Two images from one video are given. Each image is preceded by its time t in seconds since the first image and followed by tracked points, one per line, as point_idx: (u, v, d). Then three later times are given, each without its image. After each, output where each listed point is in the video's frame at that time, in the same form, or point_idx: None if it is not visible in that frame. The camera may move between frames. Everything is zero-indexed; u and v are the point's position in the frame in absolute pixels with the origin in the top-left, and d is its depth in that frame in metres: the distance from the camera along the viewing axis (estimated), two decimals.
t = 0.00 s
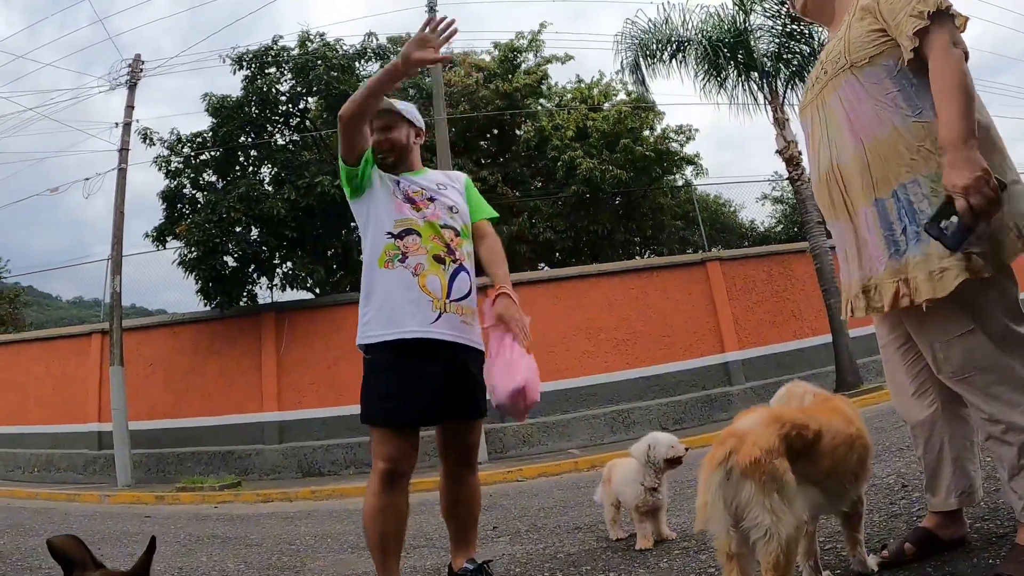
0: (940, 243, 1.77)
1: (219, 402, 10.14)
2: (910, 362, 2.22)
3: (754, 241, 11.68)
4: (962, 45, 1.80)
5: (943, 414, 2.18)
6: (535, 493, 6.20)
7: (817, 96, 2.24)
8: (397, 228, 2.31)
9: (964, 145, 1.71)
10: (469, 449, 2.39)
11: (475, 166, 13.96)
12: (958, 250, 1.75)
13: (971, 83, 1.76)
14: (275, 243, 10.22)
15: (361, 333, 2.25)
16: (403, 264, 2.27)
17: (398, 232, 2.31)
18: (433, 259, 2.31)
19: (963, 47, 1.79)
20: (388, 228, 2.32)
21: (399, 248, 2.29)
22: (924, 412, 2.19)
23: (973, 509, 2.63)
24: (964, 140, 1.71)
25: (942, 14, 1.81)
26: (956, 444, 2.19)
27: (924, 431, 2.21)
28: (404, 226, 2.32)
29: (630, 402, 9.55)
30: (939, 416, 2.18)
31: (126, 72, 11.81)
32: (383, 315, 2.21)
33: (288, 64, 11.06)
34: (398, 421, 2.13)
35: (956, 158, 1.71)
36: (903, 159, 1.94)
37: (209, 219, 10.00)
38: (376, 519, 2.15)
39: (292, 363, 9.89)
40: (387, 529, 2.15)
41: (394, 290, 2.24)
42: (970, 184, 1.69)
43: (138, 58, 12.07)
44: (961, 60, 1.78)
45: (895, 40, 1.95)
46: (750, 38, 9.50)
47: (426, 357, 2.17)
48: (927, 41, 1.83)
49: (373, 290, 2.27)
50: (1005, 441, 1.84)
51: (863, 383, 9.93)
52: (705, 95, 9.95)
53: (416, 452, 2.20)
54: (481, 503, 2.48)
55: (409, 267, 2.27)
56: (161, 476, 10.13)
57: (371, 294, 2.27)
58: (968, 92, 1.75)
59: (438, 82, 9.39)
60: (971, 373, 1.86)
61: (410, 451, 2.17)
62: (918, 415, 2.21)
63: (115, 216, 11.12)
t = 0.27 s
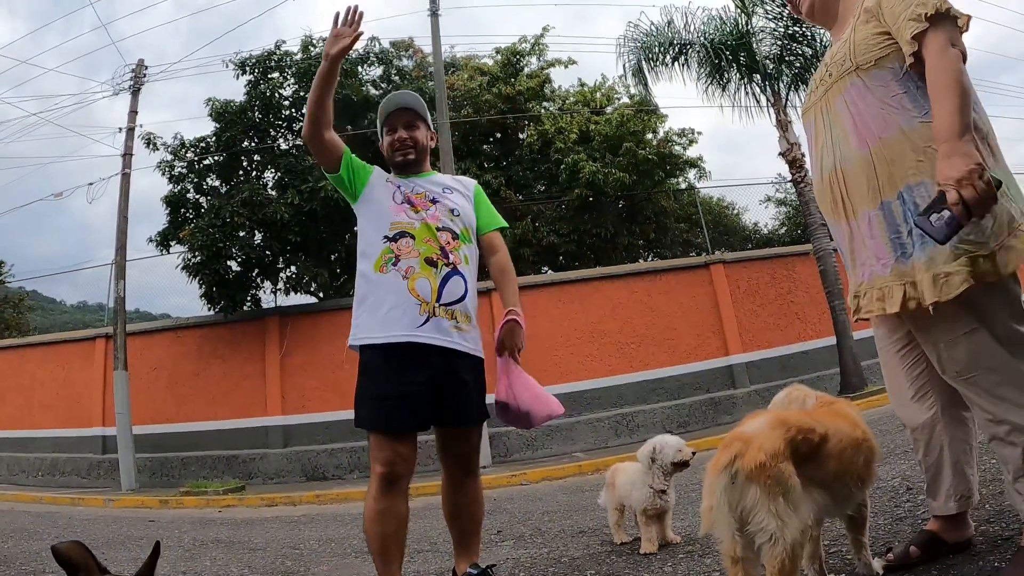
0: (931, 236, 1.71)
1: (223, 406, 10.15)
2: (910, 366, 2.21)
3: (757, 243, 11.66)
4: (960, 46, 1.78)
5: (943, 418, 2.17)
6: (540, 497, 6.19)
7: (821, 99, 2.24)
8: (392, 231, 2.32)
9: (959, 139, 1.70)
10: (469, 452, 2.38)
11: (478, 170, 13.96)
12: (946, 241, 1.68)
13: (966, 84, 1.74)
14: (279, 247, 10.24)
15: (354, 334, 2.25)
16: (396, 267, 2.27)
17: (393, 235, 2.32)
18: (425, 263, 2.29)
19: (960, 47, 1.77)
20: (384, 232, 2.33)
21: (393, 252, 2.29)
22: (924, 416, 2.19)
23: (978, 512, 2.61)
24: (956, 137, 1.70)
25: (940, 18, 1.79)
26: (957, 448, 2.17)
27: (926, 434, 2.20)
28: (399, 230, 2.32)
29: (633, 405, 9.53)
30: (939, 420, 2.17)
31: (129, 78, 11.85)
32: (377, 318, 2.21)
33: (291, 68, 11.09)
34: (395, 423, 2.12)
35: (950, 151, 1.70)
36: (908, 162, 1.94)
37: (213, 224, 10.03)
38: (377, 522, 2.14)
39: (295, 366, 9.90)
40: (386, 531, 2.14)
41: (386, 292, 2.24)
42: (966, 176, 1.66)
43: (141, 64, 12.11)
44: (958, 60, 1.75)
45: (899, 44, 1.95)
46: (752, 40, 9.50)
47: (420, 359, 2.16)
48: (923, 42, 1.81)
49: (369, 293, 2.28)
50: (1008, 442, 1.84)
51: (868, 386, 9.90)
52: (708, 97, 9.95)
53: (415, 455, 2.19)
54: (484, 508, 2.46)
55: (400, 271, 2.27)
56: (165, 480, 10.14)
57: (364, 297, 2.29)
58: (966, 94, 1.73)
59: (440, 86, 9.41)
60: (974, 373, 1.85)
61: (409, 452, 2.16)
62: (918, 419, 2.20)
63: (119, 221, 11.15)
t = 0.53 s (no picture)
0: (997, 254, 1.76)
1: (228, 411, 10.16)
2: (913, 372, 2.20)
3: (762, 246, 11.64)
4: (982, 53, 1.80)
5: (946, 424, 2.17)
6: (546, 502, 6.17)
7: (828, 99, 2.22)
8: (400, 238, 2.31)
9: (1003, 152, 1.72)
10: (474, 458, 2.38)
11: (483, 174, 13.98)
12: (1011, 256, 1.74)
13: (994, 93, 1.77)
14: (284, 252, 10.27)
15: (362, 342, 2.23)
16: (405, 274, 2.26)
17: (401, 242, 2.31)
18: (435, 268, 2.30)
19: (981, 53, 1.79)
20: (391, 238, 2.32)
21: (402, 259, 2.29)
22: (926, 422, 2.18)
23: (986, 517, 2.59)
24: (999, 149, 1.72)
25: (958, 25, 1.81)
26: (961, 453, 2.17)
27: (931, 438, 2.19)
28: (407, 235, 2.31)
29: (638, 408, 9.51)
30: (943, 425, 2.17)
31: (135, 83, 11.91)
32: (384, 325, 2.20)
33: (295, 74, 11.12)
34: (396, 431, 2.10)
35: (995, 165, 1.71)
36: (916, 164, 1.93)
37: (218, 229, 10.06)
38: (382, 528, 2.13)
39: (299, 371, 9.91)
40: (391, 536, 2.13)
41: (396, 299, 2.22)
42: (1017, 189, 1.69)
43: (147, 70, 12.18)
44: (983, 67, 1.77)
45: (910, 47, 1.94)
46: (756, 43, 9.50)
47: (423, 367, 2.15)
48: (943, 50, 1.83)
49: (375, 299, 2.26)
50: (1018, 445, 1.81)
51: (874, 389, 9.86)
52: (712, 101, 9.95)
53: (420, 460, 2.19)
54: (488, 516, 2.45)
55: (410, 277, 2.26)
56: (170, 485, 10.15)
57: (371, 304, 2.27)
58: (995, 103, 1.75)
59: (444, 90, 9.42)
60: (981, 379, 1.84)
61: (414, 458, 2.16)
62: (922, 425, 2.19)
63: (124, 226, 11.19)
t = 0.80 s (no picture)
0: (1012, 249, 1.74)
1: (229, 412, 10.16)
2: (912, 376, 2.20)
3: (763, 248, 11.64)
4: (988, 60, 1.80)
5: (946, 426, 2.16)
6: (547, 503, 6.17)
7: (833, 100, 2.21)
8: (410, 246, 2.29)
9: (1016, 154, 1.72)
10: (476, 458, 2.38)
11: (484, 175, 13.99)
12: None
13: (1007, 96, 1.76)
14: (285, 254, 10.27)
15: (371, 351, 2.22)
16: (417, 283, 2.25)
17: (410, 250, 2.29)
18: (447, 277, 2.31)
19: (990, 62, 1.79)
20: (400, 246, 2.30)
21: (412, 267, 2.27)
22: (926, 426, 2.18)
23: (987, 519, 2.59)
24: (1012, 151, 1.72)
25: (967, 34, 1.81)
26: (961, 455, 2.17)
27: (931, 441, 2.18)
28: (417, 244, 2.30)
29: (639, 410, 9.50)
30: (943, 427, 2.17)
31: (136, 85, 11.93)
32: (395, 334, 2.18)
33: (296, 75, 11.14)
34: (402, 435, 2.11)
35: (1008, 168, 1.73)
36: (927, 163, 1.93)
37: (219, 230, 10.07)
38: (385, 532, 2.13)
39: (301, 372, 9.91)
40: (394, 540, 2.13)
41: (410, 310, 2.21)
42: None
43: (148, 71, 12.19)
44: (992, 76, 1.78)
45: (920, 52, 1.94)
46: (757, 45, 9.49)
47: (431, 373, 2.16)
48: (955, 54, 1.82)
49: (385, 306, 2.24)
50: (1020, 447, 1.82)
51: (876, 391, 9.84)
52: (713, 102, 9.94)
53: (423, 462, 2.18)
54: (489, 520, 2.45)
55: (423, 286, 2.25)
56: (171, 486, 10.15)
57: (381, 313, 2.24)
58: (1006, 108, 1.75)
59: (446, 92, 9.42)
60: (983, 383, 1.85)
61: (417, 459, 2.16)
62: (921, 428, 2.19)
63: (125, 228, 11.20)
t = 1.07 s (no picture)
0: (982, 237, 1.67)
1: (228, 411, 10.16)
2: (907, 370, 2.21)
3: (762, 244, 11.65)
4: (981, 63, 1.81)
5: (941, 420, 2.17)
6: (546, 500, 6.18)
7: (833, 94, 2.20)
8: (413, 245, 2.29)
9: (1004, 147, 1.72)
10: (474, 453, 2.38)
11: (482, 173, 13.99)
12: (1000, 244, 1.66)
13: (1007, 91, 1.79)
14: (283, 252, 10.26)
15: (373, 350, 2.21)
16: (422, 282, 2.25)
17: (413, 250, 2.29)
18: (450, 276, 2.32)
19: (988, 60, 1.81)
20: (403, 245, 2.29)
21: (416, 266, 2.27)
22: (922, 420, 2.18)
23: (984, 512, 2.60)
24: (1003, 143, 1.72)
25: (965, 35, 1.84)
26: (957, 448, 2.18)
27: (928, 434, 2.19)
28: (420, 244, 2.30)
29: (638, 407, 9.51)
30: (939, 421, 2.17)
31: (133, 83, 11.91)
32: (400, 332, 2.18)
33: (294, 73, 11.12)
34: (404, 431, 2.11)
35: (994, 160, 1.72)
36: (931, 156, 1.94)
37: (218, 229, 10.06)
38: (384, 528, 2.13)
39: (300, 371, 9.91)
40: (395, 536, 2.13)
41: (415, 310, 2.21)
42: (1015, 184, 1.68)
43: (145, 69, 12.17)
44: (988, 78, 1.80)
45: (920, 50, 1.97)
46: (754, 41, 9.49)
47: (435, 369, 2.18)
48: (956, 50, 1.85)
49: (388, 304, 2.24)
50: (1019, 438, 1.84)
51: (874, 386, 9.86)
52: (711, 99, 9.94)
53: (423, 457, 2.19)
54: (487, 516, 2.45)
55: (427, 285, 2.26)
56: (170, 485, 10.15)
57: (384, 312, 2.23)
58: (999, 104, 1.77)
59: (443, 89, 9.41)
60: (981, 374, 1.87)
61: (417, 455, 2.16)
62: (917, 422, 2.19)
63: (123, 226, 11.19)
